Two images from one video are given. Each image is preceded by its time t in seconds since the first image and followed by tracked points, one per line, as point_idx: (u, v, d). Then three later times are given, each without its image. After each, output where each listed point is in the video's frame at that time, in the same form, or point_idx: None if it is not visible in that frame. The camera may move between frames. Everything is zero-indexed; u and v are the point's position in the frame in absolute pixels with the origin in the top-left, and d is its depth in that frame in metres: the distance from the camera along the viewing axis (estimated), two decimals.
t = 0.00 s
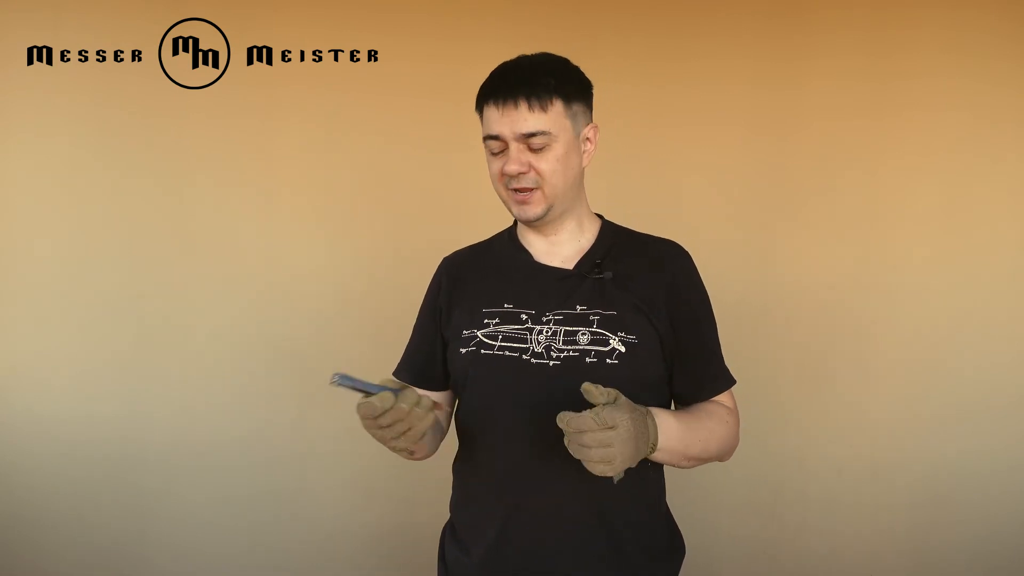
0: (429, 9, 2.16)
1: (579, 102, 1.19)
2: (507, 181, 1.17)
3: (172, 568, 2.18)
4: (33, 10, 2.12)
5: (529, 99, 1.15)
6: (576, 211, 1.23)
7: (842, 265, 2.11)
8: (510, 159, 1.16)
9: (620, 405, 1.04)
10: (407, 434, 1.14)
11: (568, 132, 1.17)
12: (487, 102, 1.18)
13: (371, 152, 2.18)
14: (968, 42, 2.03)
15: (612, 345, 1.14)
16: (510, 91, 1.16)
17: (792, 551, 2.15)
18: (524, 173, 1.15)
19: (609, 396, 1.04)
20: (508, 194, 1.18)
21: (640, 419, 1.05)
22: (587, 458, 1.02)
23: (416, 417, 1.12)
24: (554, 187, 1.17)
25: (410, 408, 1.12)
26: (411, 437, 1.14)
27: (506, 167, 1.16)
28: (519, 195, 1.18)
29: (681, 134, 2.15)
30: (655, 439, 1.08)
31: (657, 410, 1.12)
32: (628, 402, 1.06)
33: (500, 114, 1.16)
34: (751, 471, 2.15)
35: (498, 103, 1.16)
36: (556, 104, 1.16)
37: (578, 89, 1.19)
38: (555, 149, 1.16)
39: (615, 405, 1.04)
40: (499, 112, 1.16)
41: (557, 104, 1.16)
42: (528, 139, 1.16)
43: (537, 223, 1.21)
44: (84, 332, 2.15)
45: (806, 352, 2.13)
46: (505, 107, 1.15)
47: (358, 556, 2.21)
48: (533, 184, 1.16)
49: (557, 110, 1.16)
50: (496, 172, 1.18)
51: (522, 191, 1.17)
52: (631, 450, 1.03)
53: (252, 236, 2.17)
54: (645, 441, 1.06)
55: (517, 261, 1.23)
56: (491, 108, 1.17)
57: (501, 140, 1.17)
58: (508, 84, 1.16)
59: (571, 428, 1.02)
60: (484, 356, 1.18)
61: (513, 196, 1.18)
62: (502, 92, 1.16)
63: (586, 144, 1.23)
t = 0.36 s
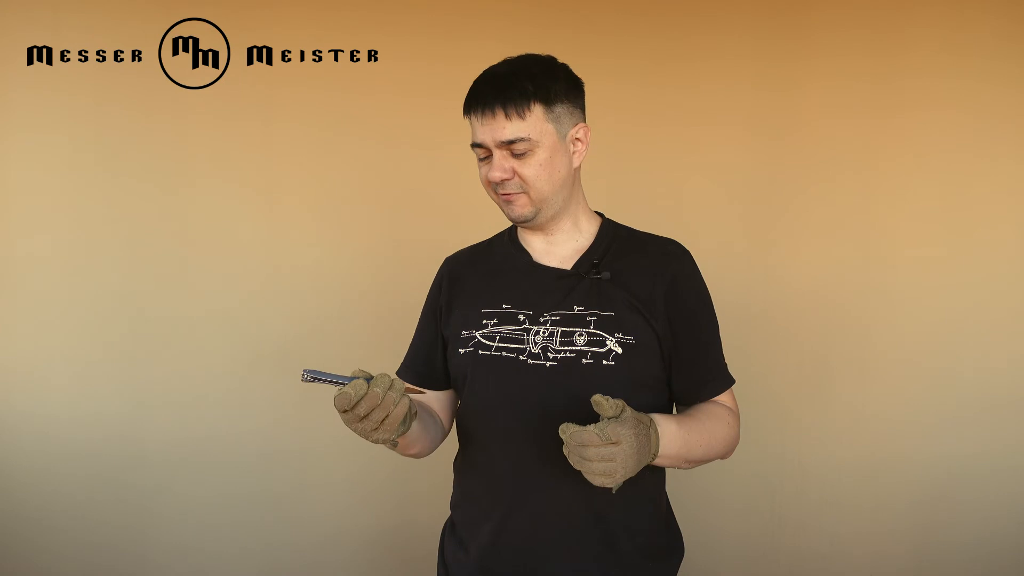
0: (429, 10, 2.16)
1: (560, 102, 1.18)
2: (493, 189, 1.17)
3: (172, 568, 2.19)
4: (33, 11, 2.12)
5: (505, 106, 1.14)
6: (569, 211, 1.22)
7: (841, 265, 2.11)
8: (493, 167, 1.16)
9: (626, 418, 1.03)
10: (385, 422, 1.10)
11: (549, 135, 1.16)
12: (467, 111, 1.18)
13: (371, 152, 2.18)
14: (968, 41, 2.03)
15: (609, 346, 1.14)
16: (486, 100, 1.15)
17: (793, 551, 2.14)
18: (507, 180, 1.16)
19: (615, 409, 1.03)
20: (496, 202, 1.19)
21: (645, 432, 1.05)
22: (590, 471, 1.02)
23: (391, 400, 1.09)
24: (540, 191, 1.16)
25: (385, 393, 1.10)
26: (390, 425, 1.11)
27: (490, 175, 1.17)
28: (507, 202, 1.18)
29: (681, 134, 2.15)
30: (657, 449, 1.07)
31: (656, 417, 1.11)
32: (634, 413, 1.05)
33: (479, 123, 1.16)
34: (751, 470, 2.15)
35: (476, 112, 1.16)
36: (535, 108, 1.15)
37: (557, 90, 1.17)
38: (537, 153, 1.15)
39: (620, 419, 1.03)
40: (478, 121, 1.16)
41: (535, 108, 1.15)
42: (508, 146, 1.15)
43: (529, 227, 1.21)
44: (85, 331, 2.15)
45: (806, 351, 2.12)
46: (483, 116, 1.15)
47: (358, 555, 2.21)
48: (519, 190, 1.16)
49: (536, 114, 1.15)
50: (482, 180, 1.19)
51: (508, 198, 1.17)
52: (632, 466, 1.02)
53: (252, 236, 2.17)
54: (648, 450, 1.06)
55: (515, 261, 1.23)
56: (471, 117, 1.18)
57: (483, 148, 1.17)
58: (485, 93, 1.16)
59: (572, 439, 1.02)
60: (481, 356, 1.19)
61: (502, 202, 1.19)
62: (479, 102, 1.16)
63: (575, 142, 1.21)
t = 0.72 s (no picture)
0: (429, 10, 2.16)
1: (559, 101, 1.18)
2: (493, 188, 1.17)
3: (172, 569, 2.19)
4: (33, 11, 2.12)
5: (506, 104, 1.14)
6: (568, 211, 1.22)
7: (841, 265, 2.11)
8: (493, 166, 1.16)
9: (617, 415, 1.04)
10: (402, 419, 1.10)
11: (549, 135, 1.16)
12: (468, 109, 1.18)
13: (371, 152, 2.18)
14: (967, 41, 2.03)
15: (606, 347, 1.14)
16: (486, 99, 1.16)
17: (793, 551, 2.14)
18: (507, 180, 1.16)
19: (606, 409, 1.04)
20: (496, 201, 1.19)
21: (637, 428, 1.05)
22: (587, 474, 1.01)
23: (416, 397, 1.10)
24: (539, 190, 1.16)
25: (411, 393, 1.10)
26: (404, 423, 1.10)
27: (490, 174, 1.17)
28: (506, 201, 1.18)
29: (681, 134, 2.15)
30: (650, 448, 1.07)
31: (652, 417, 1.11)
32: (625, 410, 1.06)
33: (480, 121, 1.16)
34: (751, 471, 2.15)
35: (477, 110, 1.16)
36: (535, 108, 1.15)
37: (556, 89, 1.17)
38: (536, 152, 1.15)
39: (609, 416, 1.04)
40: (479, 119, 1.16)
41: (536, 107, 1.15)
42: (509, 145, 1.15)
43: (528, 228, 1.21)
44: (85, 331, 2.15)
45: (806, 351, 2.12)
46: (484, 114, 1.15)
47: (357, 556, 2.21)
48: (518, 189, 1.16)
49: (536, 113, 1.15)
50: (481, 180, 1.19)
51: (508, 197, 1.17)
52: (626, 465, 1.03)
53: (252, 236, 2.17)
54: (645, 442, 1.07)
55: (513, 262, 1.23)
56: (472, 117, 1.18)
57: (483, 147, 1.17)
58: (485, 92, 1.16)
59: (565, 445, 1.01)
60: (479, 358, 1.19)
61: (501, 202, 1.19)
62: (480, 100, 1.16)
63: (574, 143, 1.21)
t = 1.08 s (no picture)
0: (429, 10, 2.16)
1: (573, 102, 1.19)
2: (510, 187, 1.17)
3: (172, 569, 2.19)
4: (33, 10, 2.12)
5: (527, 104, 1.14)
6: (575, 211, 1.24)
7: (841, 265, 2.11)
8: (511, 165, 1.15)
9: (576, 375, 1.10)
10: (454, 427, 1.12)
11: (566, 135, 1.17)
12: (482, 107, 1.16)
13: (371, 152, 2.18)
14: (967, 41, 2.03)
15: (603, 347, 1.15)
16: (506, 96, 1.14)
17: (792, 552, 2.14)
18: (527, 179, 1.16)
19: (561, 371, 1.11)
20: (510, 201, 1.18)
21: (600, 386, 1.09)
22: (550, 424, 1.07)
23: (483, 427, 1.11)
24: (557, 191, 1.17)
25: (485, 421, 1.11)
26: (449, 432, 1.12)
27: (507, 174, 1.16)
28: (522, 201, 1.18)
29: (681, 134, 2.15)
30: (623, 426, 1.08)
31: (629, 399, 1.12)
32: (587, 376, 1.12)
33: (498, 119, 1.15)
34: (751, 471, 2.15)
35: (494, 108, 1.15)
36: (553, 108, 1.16)
37: (571, 90, 1.19)
38: (555, 152, 1.16)
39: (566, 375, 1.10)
40: (497, 117, 1.15)
41: (554, 107, 1.16)
42: (528, 144, 1.15)
43: (540, 228, 1.21)
44: (84, 332, 2.15)
45: (806, 351, 2.12)
46: (503, 113, 1.14)
47: (357, 556, 2.21)
48: (537, 189, 1.16)
49: (555, 113, 1.16)
50: (496, 180, 1.17)
51: (526, 197, 1.17)
52: (592, 413, 1.05)
53: (252, 236, 2.17)
54: (616, 407, 1.08)
55: (509, 261, 1.23)
56: (486, 115, 1.16)
57: (500, 145, 1.16)
58: (503, 92, 1.14)
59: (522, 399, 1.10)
60: (476, 357, 1.20)
61: (516, 201, 1.18)
62: (497, 97, 1.14)
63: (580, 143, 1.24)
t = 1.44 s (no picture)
0: (429, 10, 2.16)
1: (572, 103, 1.20)
2: (512, 190, 1.17)
3: (172, 569, 2.19)
4: (33, 10, 2.12)
5: (529, 107, 1.13)
6: (573, 213, 1.24)
7: (841, 265, 2.11)
8: (514, 168, 1.15)
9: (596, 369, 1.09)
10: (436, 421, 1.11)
11: (567, 137, 1.18)
12: (482, 110, 1.15)
13: (371, 152, 2.18)
14: (967, 41, 2.03)
15: (601, 346, 1.15)
16: (508, 99, 1.14)
17: (792, 552, 2.14)
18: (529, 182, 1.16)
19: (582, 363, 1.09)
20: (512, 203, 1.18)
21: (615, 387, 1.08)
22: (567, 408, 1.04)
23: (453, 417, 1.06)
24: (559, 193, 1.18)
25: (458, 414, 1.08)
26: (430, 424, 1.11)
27: (510, 176, 1.16)
28: (524, 204, 1.18)
29: (681, 134, 2.15)
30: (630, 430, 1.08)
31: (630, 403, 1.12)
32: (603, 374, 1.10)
33: (500, 122, 1.14)
34: (751, 471, 2.15)
35: (496, 111, 1.14)
36: (554, 110, 1.16)
37: (570, 91, 1.19)
38: (557, 155, 1.16)
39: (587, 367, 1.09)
40: (498, 120, 1.14)
41: (556, 109, 1.16)
42: (530, 147, 1.15)
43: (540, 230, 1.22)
44: (85, 332, 2.15)
45: (806, 351, 2.12)
46: (505, 116, 1.14)
47: (357, 556, 2.21)
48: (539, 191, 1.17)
49: (557, 115, 1.16)
50: (498, 182, 1.17)
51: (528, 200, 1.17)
52: (610, 408, 1.04)
53: (252, 236, 2.17)
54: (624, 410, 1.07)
55: (505, 260, 1.23)
56: (488, 117, 1.15)
57: (502, 148, 1.16)
58: (505, 93, 1.14)
59: (547, 377, 1.06)
60: (472, 358, 1.19)
61: (518, 204, 1.18)
62: (499, 100, 1.14)
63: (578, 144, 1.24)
